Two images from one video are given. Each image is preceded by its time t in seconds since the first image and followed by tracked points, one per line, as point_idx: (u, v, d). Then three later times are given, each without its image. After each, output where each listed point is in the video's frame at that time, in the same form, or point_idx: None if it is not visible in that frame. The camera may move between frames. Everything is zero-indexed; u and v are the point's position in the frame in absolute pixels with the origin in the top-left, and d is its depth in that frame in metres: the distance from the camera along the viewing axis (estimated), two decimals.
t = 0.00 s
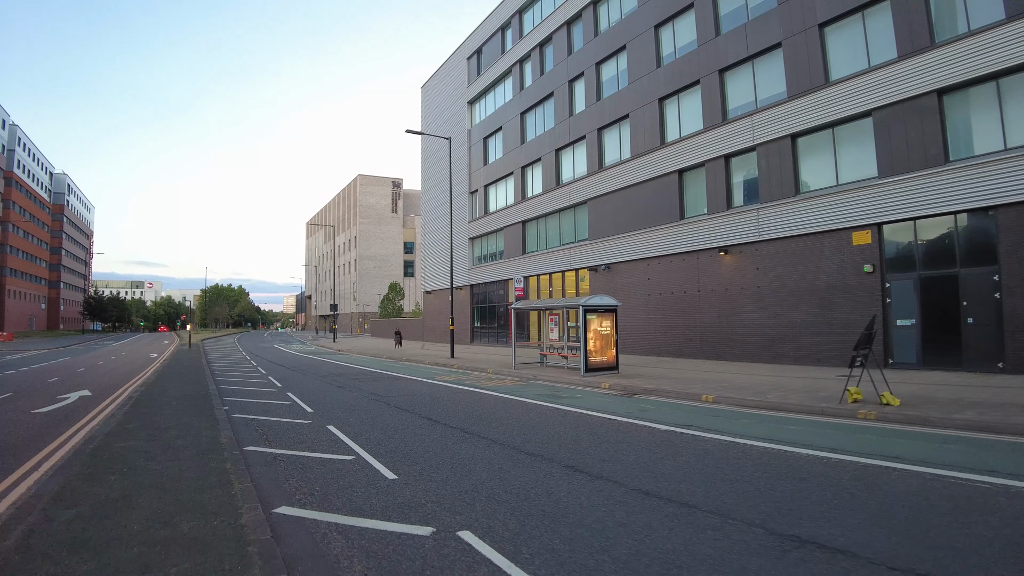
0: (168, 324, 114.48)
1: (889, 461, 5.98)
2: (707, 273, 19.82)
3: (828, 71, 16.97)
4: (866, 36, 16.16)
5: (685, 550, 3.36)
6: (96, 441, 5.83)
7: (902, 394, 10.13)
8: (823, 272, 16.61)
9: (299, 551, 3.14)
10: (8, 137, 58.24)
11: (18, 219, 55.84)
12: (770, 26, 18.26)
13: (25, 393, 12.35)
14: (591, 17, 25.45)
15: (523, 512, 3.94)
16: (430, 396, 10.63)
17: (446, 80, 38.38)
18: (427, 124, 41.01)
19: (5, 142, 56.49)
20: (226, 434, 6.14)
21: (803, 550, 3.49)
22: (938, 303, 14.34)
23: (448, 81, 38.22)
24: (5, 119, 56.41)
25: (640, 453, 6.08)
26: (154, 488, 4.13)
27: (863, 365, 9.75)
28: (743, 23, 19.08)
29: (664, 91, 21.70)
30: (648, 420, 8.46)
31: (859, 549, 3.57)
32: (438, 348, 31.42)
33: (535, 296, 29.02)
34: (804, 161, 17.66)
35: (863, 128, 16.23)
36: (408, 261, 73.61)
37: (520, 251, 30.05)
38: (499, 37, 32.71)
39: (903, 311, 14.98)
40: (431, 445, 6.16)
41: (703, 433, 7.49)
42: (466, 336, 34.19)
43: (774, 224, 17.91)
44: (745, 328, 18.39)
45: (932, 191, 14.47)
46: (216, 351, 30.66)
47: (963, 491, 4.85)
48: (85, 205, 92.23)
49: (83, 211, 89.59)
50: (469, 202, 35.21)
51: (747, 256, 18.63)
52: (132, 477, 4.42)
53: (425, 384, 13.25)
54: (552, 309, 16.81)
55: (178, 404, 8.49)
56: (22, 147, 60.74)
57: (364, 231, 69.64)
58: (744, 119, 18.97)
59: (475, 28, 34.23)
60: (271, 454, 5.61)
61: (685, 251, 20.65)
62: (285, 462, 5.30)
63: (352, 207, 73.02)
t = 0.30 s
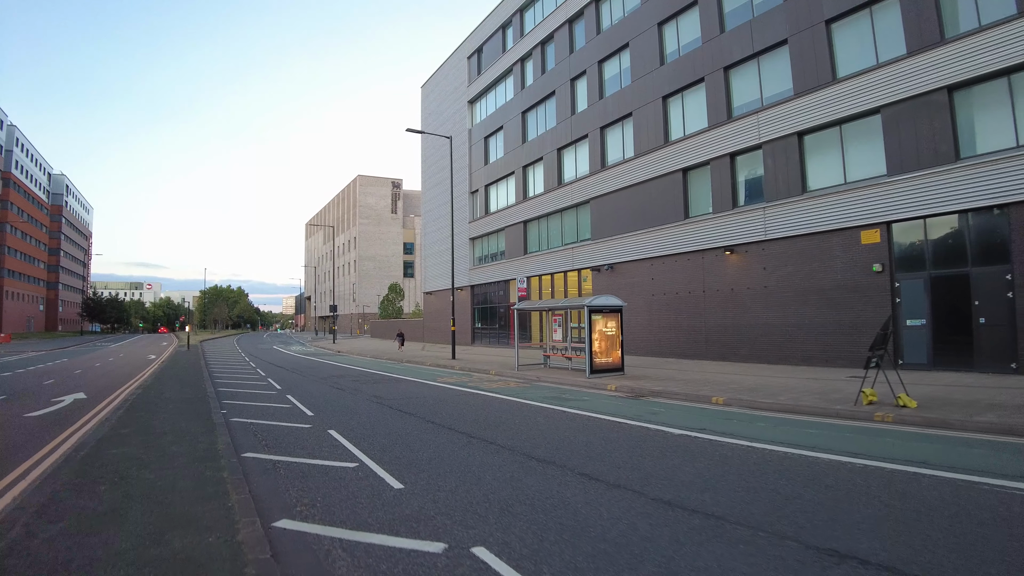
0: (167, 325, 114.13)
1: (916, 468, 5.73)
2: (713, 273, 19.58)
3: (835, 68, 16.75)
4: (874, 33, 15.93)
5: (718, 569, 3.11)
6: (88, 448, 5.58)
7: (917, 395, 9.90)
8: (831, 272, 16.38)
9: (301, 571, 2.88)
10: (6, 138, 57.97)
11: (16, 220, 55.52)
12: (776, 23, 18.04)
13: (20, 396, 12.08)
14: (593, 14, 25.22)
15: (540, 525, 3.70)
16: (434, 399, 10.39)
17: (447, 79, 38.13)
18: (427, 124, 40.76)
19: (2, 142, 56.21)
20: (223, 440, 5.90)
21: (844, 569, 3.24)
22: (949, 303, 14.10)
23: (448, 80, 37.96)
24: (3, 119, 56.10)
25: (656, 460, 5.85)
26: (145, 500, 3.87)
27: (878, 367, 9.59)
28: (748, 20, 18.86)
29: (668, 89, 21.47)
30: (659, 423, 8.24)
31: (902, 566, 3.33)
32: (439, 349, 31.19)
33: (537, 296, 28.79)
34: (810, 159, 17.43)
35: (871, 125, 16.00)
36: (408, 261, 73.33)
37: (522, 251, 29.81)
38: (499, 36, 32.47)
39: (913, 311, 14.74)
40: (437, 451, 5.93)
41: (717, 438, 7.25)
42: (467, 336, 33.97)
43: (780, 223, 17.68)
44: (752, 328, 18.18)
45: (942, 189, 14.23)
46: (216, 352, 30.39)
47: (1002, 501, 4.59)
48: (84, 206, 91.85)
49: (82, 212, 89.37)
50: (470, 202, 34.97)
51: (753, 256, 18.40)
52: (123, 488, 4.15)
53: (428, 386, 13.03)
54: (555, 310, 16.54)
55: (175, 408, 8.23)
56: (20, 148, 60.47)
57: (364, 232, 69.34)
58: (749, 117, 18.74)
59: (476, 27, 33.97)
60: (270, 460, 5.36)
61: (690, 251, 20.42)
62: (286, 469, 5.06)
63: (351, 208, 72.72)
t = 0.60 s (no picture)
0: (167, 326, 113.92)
1: (945, 475, 5.52)
2: (719, 273, 19.37)
3: (844, 65, 16.52)
4: (884, 30, 15.71)
5: None
6: (85, 454, 5.35)
7: (934, 397, 9.70)
8: (840, 272, 16.17)
9: None
10: (6, 138, 57.82)
11: (15, 220, 55.32)
12: (784, 20, 17.82)
13: (18, 398, 11.88)
14: (597, 12, 25.01)
15: (562, 541, 3.49)
16: (440, 401, 10.19)
17: (448, 79, 37.93)
18: (429, 123, 40.56)
19: (3, 143, 56.08)
20: (226, 445, 5.69)
21: None
22: (962, 303, 13.86)
23: (450, 80, 37.76)
24: (3, 119, 55.92)
25: (675, 468, 5.63)
26: (143, 513, 3.66)
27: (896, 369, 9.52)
28: (756, 17, 18.66)
29: (673, 87, 21.26)
30: (672, 427, 8.03)
31: None
32: (442, 350, 31.01)
33: (540, 297, 28.59)
34: (819, 158, 17.21)
35: (882, 123, 15.78)
36: (409, 261, 73.14)
37: (525, 251, 29.60)
38: (502, 35, 32.27)
39: (925, 311, 14.51)
40: (447, 457, 5.71)
41: (735, 443, 7.04)
42: (470, 337, 33.79)
43: (788, 222, 17.46)
44: (760, 329, 17.98)
45: (954, 188, 14.01)
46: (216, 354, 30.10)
47: None
48: (84, 207, 91.70)
49: (82, 213, 89.25)
50: (473, 202, 34.77)
51: (760, 256, 18.20)
52: (120, 499, 3.94)
53: (433, 388, 12.81)
54: (561, 310, 16.32)
55: (175, 411, 8.01)
56: (20, 149, 60.32)
57: (365, 233, 69.17)
58: (757, 115, 18.53)
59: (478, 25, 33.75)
60: (273, 468, 5.13)
61: (696, 251, 20.21)
62: (292, 478, 4.85)
63: (353, 208, 72.55)
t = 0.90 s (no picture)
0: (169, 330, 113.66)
1: (979, 486, 5.29)
2: (727, 278, 19.18)
3: (854, 68, 16.37)
4: (894, 32, 15.57)
5: None
6: (83, 464, 5.13)
7: (953, 404, 9.49)
8: (851, 277, 15.97)
9: None
10: (8, 142, 57.84)
11: (17, 224, 55.22)
12: (792, 23, 17.71)
13: (16, 404, 11.68)
14: (602, 16, 24.95)
15: (589, 561, 3.28)
16: (447, 408, 9.98)
17: (452, 83, 37.88)
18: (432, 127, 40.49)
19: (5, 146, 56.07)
20: (230, 454, 5.49)
21: None
22: (976, 308, 13.63)
23: (454, 84, 37.70)
24: (6, 123, 56.00)
25: (699, 479, 5.41)
26: (144, 530, 3.45)
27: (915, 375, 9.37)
28: (763, 20, 18.60)
29: (680, 90, 21.15)
30: (688, 436, 7.82)
31: None
32: (445, 356, 30.79)
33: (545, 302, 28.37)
34: (828, 161, 17.04)
35: (892, 127, 15.62)
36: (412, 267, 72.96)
37: (529, 256, 29.41)
38: (506, 39, 32.22)
39: (938, 316, 14.27)
40: (460, 468, 5.49)
41: (755, 453, 6.81)
42: (473, 342, 33.58)
43: (797, 227, 17.28)
44: (768, 335, 17.77)
45: (967, 192, 13.82)
46: (217, 359, 29.82)
47: None
48: (86, 211, 91.74)
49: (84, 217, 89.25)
50: (476, 206, 34.63)
51: (769, 261, 18.01)
52: (119, 515, 3.73)
53: (439, 394, 12.61)
54: (568, 315, 16.12)
55: (178, 418, 7.81)
56: (23, 152, 60.33)
57: (367, 238, 69.03)
58: (765, 118, 18.39)
59: (482, 30, 33.72)
60: (279, 479, 4.92)
61: (703, 256, 20.02)
62: (300, 490, 4.64)
63: (355, 213, 72.45)
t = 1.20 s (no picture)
0: (168, 333, 113.54)
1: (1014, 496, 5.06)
2: (734, 280, 18.98)
3: (862, 68, 16.22)
4: (903, 31, 15.40)
5: None
6: (77, 473, 4.89)
7: (972, 408, 9.26)
8: (860, 279, 15.77)
9: None
10: (8, 145, 57.72)
11: (16, 226, 55.06)
12: (799, 24, 17.58)
13: (12, 407, 11.45)
14: (606, 17, 24.82)
15: None
16: (453, 412, 9.75)
17: (454, 85, 37.75)
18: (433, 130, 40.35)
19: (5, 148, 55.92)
20: (230, 462, 5.25)
21: None
22: (988, 311, 13.41)
23: (455, 86, 37.57)
24: (6, 125, 55.91)
25: (720, 488, 5.19)
26: (139, 547, 3.22)
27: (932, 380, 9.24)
28: (770, 20, 18.48)
29: (686, 91, 21.01)
30: (703, 442, 7.60)
31: None
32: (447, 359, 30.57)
33: (548, 304, 28.14)
34: (837, 162, 16.85)
35: (901, 127, 15.44)
36: (412, 269, 72.71)
37: (532, 258, 29.20)
38: (508, 40, 32.10)
39: (949, 319, 14.05)
40: (470, 477, 5.27)
41: (773, 460, 6.59)
42: (475, 346, 33.36)
43: (805, 228, 17.09)
44: (776, 338, 17.58)
45: (978, 192, 13.63)
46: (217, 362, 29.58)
47: None
48: (86, 214, 91.57)
49: (84, 220, 89.12)
50: (478, 209, 34.45)
51: (776, 263, 17.83)
52: (113, 529, 3.50)
53: (443, 398, 12.37)
54: (572, 318, 15.89)
55: (176, 424, 7.58)
56: (23, 154, 60.21)
57: (368, 240, 68.85)
58: (772, 119, 18.25)
59: (484, 32, 33.63)
60: (283, 488, 4.69)
61: (709, 258, 19.83)
62: (304, 499, 4.41)
63: (356, 216, 72.30)
